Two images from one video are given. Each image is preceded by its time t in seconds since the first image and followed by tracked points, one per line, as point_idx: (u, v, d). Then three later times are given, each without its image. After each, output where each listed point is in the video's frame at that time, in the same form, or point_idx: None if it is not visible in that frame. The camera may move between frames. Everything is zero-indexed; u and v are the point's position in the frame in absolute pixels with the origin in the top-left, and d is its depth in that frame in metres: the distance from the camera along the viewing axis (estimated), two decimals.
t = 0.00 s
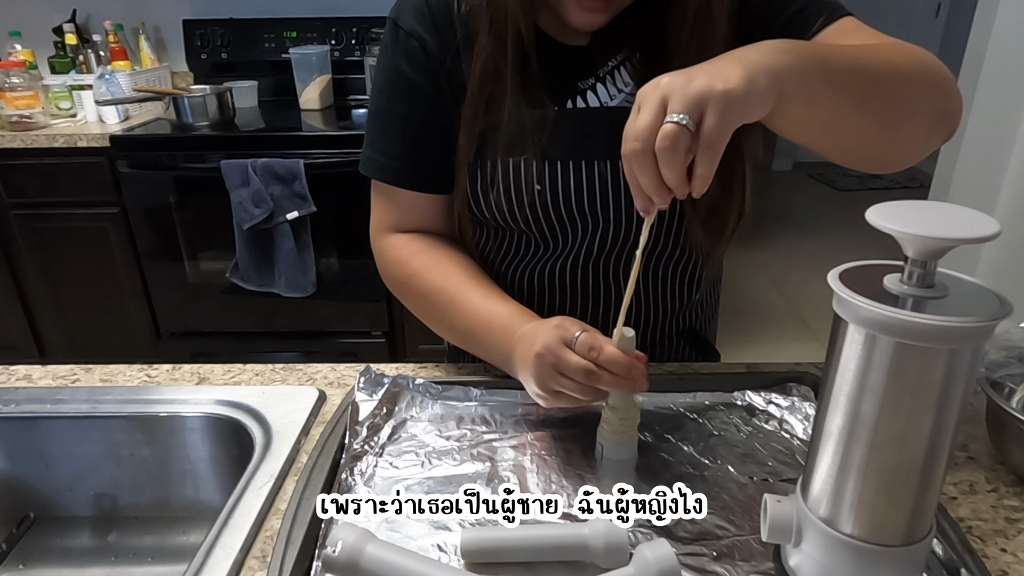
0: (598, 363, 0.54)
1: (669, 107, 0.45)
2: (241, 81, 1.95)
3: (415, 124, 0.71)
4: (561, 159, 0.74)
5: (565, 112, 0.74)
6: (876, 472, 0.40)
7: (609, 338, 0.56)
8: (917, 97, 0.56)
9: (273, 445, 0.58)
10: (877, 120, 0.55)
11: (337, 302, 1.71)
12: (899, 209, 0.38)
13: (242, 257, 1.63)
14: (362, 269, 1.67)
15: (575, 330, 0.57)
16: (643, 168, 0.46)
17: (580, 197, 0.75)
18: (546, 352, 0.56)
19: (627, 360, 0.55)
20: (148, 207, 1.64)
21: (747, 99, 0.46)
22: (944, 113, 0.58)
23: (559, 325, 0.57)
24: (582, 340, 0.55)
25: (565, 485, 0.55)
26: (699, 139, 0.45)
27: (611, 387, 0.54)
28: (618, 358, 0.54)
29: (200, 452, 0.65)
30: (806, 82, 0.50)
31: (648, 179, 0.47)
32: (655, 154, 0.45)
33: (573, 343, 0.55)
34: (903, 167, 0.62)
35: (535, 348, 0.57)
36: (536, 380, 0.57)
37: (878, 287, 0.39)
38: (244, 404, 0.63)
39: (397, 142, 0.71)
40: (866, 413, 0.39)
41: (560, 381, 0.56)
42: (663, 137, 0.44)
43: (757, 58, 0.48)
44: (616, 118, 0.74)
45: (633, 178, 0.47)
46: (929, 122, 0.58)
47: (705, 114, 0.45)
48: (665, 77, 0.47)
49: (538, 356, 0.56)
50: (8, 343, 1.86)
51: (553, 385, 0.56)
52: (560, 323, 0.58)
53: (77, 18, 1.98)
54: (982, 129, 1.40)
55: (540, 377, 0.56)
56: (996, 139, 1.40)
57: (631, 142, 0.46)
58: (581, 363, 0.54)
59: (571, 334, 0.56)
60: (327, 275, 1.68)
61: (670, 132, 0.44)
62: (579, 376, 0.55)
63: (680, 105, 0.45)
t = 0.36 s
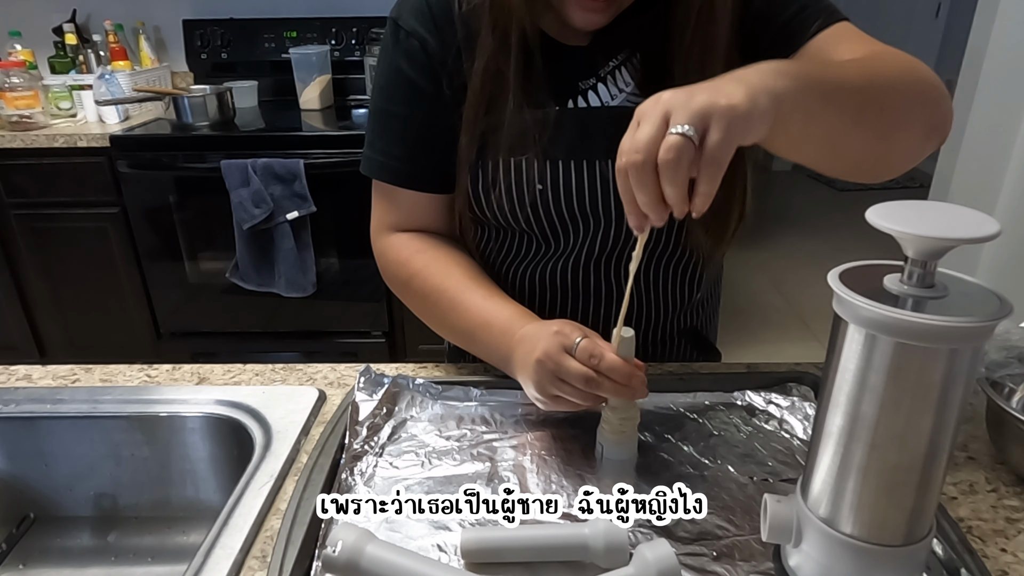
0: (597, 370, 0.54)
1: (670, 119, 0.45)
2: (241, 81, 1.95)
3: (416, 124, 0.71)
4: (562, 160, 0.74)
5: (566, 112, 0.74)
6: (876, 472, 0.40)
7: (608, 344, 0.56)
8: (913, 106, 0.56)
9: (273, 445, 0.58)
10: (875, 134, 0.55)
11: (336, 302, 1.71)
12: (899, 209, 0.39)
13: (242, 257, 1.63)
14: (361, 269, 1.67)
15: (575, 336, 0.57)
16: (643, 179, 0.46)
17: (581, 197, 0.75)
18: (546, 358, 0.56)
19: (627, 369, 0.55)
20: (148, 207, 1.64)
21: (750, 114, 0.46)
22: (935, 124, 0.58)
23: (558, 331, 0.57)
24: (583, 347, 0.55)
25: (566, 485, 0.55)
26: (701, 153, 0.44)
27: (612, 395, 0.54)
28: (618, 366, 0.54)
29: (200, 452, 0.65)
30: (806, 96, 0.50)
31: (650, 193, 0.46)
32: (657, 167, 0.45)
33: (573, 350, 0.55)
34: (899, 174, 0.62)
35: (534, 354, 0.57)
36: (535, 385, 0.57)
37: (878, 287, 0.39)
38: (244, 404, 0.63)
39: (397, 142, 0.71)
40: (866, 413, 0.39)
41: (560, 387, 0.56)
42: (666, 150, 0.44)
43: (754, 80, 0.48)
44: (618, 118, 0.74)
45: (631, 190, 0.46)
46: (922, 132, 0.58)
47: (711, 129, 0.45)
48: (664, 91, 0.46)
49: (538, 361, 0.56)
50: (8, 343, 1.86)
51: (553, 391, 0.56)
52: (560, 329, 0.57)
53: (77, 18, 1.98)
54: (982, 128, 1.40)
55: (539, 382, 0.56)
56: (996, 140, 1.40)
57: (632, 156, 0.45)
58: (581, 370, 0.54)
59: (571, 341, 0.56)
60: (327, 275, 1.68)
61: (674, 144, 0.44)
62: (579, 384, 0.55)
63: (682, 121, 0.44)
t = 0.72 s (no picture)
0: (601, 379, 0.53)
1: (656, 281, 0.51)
2: (241, 81, 1.95)
3: (416, 124, 0.71)
4: (562, 162, 0.74)
5: (566, 114, 0.74)
6: (877, 471, 0.40)
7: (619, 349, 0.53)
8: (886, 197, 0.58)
9: (273, 445, 0.58)
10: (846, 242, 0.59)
11: (336, 302, 1.71)
12: (899, 209, 0.38)
13: (242, 257, 1.63)
14: (362, 269, 1.67)
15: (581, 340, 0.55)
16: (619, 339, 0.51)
17: (581, 198, 0.75)
18: (550, 363, 0.54)
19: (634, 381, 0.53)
20: (148, 207, 1.64)
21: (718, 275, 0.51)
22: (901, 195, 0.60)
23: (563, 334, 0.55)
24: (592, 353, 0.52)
25: (565, 485, 0.55)
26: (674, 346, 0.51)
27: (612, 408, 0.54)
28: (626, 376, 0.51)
29: (200, 452, 0.65)
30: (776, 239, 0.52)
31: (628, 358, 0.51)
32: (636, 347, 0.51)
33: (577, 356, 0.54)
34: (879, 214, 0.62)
35: (536, 356, 0.55)
36: (533, 387, 0.56)
37: (878, 287, 0.39)
38: (244, 404, 0.63)
39: (397, 142, 0.70)
40: (866, 413, 0.39)
41: (560, 393, 0.55)
42: (646, 340, 0.50)
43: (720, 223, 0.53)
44: (618, 122, 0.74)
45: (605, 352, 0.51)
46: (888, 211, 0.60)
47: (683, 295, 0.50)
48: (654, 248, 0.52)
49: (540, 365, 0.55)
50: (8, 343, 1.86)
51: (553, 395, 0.55)
52: (566, 333, 0.56)
53: (77, 18, 1.98)
54: (981, 129, 1.40)
55: (539, 386, 0.55)
56: (996, 140, 1.40)
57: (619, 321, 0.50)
58: (582, 380, 0.53)
59: (576, 346, 0.55)
60: (327, 275, 1.68)
61: (654, 338, 0.50)
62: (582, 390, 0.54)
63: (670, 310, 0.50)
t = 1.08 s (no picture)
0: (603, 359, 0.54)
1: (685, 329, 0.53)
2: (241, 81, 1.95)
3: (415, 124, 0.70)
4: (561, 164, 0.74)
5: (565, 116, 0.74)
6: (877, 471, 0.40)
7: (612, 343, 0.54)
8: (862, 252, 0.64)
9: (273, 445, 0.58)
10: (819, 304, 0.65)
11: (336, 302, 1.71)
12: (899, 209, 0.38)
13: (242, 257, 1.63)
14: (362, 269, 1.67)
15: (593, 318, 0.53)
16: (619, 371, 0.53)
17: (580, 200, 0.75)
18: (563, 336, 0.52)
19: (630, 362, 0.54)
20: (148, 207, 1.64)
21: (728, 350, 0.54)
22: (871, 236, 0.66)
23: (558, 294, 0.53)
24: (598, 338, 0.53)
25: (565, 485, 0.55)
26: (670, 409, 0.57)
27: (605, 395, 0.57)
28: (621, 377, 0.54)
29: (200, 452, 0.65)
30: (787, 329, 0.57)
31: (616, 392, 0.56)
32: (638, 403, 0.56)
33: (589, 334, 0.53)
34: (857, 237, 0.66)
35: (532, 320, 0.53)
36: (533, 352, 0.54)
37: (878, 287, 0.39)
38: (245, 404, 0.63)
39: (395, 140, 0.70)
40: (866, 413, 0.39)
41: (559, 362, 0.54)
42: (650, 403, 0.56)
43: (747, 302, 0.56)
44: (619, 125, 0.74)
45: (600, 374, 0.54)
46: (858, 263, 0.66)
47: (692, 352, 0.53)
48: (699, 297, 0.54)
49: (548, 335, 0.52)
50: (8, 343, 1.86)
51: (550, 364, 0.54)
52: (558, 290, 0.53)
53: (77, 18, 1.98)
54: (981, 128, 1.40)
55: (538, 352, 0.53)
56: (996, 140, 1.40)
57: (634, 366, 0.53)
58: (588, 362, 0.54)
59: (588, 322, 0.53)
60: (327, 275, 1.68)
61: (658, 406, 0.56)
62: (583, 361, 0.54)
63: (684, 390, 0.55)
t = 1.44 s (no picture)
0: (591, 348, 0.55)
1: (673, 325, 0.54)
2: (241, 81, 1.95)
3: (416, 122, 0.70)
4: (563, 164, 0.74)
5: (568, 117, 0.74)
6: (876, 471, 0.40)
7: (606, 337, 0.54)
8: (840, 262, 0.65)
9: (273, 445, 0.58)
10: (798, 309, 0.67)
11: (336, 302, 1.71)
12: (899, 209, 0.38)
13: (242, 257, 1.63)
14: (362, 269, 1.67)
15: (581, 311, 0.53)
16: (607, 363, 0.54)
17: (581, 201, 0.75)
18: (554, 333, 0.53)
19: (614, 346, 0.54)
20: (148, 207, 1.64)
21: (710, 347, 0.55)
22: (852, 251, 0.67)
23: (548, 289, 0.53)
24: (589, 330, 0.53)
25: (564, 485, 0.55)
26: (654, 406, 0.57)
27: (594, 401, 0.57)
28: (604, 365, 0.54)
29: (200, 452, 0.65)
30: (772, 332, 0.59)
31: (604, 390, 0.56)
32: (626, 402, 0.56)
33: (576, 326, 0.53)
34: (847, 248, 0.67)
35: (522, 314, 0.53)
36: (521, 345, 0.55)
37: (878, 287, 0.39)
38: (244, 404, 0.63)
39: (395, 138, 0.69)
40: (866, 413, 0.39)
41: (543, 352, 0.55)
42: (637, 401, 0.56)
43: (733, 304, 0.57)
44: (621, 127, 0.74)
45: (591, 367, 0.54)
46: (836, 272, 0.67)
47: (676, 350, 0.54)
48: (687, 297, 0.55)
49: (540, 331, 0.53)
50: (8, 343, 1.86)
51: (537, 355, 0.55)
52: (549, 286, 0.53)
53: (77, 18, 1.98)
54: (982, 128, 1.40)
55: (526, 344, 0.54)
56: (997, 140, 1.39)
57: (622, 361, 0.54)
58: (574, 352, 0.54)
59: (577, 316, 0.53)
60: (327, 275, 1.68)
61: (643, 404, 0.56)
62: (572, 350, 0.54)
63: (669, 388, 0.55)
